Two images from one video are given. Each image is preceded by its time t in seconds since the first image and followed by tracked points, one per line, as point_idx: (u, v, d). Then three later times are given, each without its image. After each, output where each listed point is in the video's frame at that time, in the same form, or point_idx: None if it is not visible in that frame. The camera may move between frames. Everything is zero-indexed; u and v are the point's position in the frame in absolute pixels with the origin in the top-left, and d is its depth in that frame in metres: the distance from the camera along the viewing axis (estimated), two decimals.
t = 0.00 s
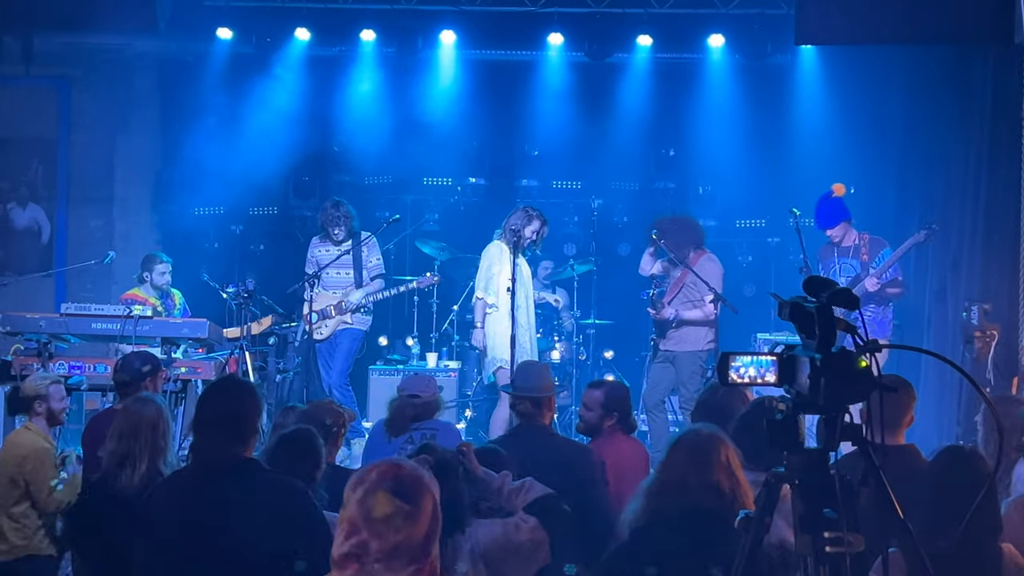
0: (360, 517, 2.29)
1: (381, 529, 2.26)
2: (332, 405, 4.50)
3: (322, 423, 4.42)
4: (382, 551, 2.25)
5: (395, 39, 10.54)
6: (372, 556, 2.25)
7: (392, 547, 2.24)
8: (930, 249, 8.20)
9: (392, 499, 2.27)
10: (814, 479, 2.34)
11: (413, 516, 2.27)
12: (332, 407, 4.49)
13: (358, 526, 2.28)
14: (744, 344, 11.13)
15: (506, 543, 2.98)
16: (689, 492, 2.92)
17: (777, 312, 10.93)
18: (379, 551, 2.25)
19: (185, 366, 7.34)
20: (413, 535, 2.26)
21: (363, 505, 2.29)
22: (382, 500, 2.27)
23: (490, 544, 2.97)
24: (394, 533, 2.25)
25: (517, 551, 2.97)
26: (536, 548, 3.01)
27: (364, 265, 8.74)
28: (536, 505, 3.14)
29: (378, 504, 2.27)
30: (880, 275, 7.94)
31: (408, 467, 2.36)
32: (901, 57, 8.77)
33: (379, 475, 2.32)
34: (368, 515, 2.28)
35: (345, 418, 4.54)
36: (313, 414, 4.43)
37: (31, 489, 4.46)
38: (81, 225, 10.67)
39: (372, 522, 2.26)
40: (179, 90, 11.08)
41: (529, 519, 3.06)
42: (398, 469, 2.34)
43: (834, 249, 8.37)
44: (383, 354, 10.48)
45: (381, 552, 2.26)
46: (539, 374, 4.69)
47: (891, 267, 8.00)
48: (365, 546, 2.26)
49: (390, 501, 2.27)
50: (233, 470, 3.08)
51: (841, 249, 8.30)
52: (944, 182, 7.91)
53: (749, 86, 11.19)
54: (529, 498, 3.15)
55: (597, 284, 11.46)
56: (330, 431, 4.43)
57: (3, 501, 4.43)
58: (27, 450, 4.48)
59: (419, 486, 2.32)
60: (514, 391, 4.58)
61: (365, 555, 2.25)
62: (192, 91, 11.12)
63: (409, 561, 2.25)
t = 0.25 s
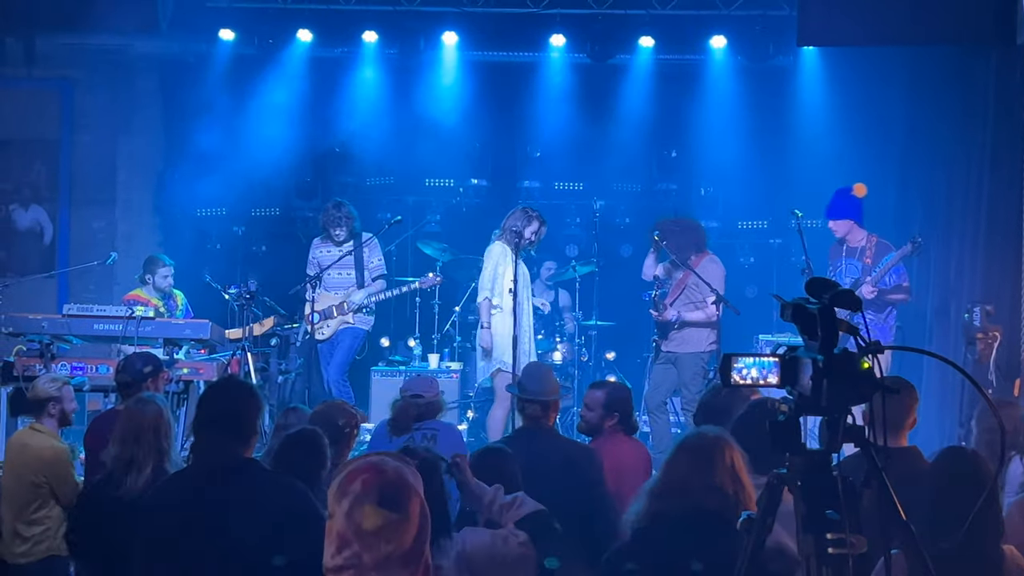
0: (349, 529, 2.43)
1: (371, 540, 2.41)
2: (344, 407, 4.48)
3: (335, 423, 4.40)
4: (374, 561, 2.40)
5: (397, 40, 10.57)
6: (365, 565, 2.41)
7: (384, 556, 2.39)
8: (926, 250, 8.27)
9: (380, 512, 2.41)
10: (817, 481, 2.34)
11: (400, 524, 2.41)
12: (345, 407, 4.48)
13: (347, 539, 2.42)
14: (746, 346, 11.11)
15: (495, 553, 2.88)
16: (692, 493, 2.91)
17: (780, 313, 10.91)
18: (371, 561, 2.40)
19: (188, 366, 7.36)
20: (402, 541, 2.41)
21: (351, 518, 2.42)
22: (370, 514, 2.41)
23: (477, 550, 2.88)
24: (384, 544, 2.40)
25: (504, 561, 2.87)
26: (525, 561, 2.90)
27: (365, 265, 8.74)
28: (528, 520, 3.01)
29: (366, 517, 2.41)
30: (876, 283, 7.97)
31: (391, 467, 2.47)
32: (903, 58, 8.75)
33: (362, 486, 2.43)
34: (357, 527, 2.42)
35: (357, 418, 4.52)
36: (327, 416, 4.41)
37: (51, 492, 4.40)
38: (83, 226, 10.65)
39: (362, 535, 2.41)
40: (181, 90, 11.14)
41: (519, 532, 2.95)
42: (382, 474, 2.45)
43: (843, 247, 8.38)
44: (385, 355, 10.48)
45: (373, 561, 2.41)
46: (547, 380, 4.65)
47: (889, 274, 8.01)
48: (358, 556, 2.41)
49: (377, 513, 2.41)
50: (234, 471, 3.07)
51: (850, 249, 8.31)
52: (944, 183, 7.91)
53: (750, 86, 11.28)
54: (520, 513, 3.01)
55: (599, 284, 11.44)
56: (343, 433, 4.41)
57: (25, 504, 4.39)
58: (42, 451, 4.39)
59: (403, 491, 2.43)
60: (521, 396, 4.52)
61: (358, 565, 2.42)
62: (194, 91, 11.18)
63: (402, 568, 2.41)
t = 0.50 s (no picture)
0: (345, 534, 2.21)
1: (368, 545, 2.19)
2: (350, 407, 4.49)
3: (342, 423, 4.40)
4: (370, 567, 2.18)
5: (399, 42, 10.56)
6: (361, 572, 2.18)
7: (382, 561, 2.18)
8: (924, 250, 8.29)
9: (377, 515, 2.19)
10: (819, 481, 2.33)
11: (399, 526, 2.20)
12: (354, 409, 4.49)
13: (343, 544, 2.21)
14: (748, 346, 11.11)
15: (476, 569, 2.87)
16: (689, 494, 2.91)
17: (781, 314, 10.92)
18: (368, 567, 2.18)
19: (189, 367, 7.38)
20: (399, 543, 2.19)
21: (348, 521, 2.21)
22: (367, 517, 2.19)
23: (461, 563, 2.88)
24: (382, 548, 2.19)
25: None
26: None
27: (366, 266, 8.73)
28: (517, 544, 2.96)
29: (362, 520, 2.19)
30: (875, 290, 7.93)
31: (386, 469, 2.26)
32: (905, 58, 8.74)
33: (358, 488, 2.21)
34: (353, 531, 2.20)
35: (365, 420, 4.53)
36: (336, 416, 4.43)
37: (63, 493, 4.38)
38: (85, 227, 10.67)
39: (358, 540, 2.19)
40: (182, 91, 11.09)
41: (507, 552, 2.91)
42: (377, 477, 2.23)
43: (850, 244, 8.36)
44: (386, 355, 10.49)
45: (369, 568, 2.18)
46: (552, 381, 4.68)
47: (892, 280, 7.93)
48: (354, 563, 2.19)
49: (375, 515, 2.19)
50: (234, 472, 3.07)
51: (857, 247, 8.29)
52: (945, 184, 7.92)
53: (754, 92, 11.12)
54: (513, 535, 2.97)
55: (600, 285, 11.46)
56: (349, 433, 4.41)
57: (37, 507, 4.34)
58: (59, 452, 4.37)
59: (400, 493, 2.21)
60: (528, 395, 4.53)
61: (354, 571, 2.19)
62: (195, 92, 11.13)
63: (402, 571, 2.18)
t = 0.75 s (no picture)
0: (345, 533, 2.19)
1: (368, 543, 2.17)
2: (351, 407, 4.48)
3: (344, 422, 4.40)
4: (370, 565, 2.15)
5: (400, 41, 10.57)
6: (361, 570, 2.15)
7: (382, 560, 2.16)
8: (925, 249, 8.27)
9: (378, 512, 2.18)
10: (819, 481, 2.33)
11: (399, 524, 2.17)
12: (356, 409, 4.48)
13: (344, 543, 2.18)
14: (749, 346, 11.09)
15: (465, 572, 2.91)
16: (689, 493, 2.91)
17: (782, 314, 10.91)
18: (368, 565, 2.15)
19: (190, 367, 7.35)
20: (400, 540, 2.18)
21: (348, 520, 2.19)
22: (367, 514, 2.17)
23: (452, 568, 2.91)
24: (382, 546, 2.17)
25: None
26: None
27: (367, 266, 8.74)
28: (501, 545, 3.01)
29: (363, 518, 2.17)
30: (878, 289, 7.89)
31: (386, 471, 2.25)
32: (906, 58, 8.73)
33: (358, 487, 2.20)
34: (353, 530, 2.18)
35: (367, 420, 4.52)
36: (338, 416, 4.43)
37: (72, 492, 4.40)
38: (87, 227, 10.69)
39: (358, 537, 2.17)
40: (183, 91, 11.08)
41: (492, 555, 2.96)
42: (376, 477, 2.23)
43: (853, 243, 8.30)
44: (387, 355, 10.49)
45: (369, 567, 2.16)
46: (557, 382, 4.68)
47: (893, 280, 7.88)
48: (354, 561, 2.16)
49: (375, 512, 2.18)
50: (235, 471, 3.08)
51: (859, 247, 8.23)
52: (946, 184, 7.92)
53: (755, 90, 11.17)
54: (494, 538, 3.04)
55: (602, 285, 11.44)
56: (351, 433, 4.41)
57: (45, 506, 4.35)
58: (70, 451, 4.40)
59: (400, 492, 2.20)
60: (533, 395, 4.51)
61: (354, 570, 2.17)
62: (196, 93, 11.12)
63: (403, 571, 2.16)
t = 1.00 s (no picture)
0: (345, 527, 2.19)
1: (369, 538, 2.17)
2: (345, 407, 4.47)
3: (341, 423, 4.40)
4: (370, 561, 2.16)
5: (400, 41, 10.57)
6: (360, 565, 2.16)
7: (381, 555, 2.16)
8: (923, 249, 8.27)
9: (379, 507, 2.18)
10: (819, 481, 2.33)
11: (400, 520, 2.18)
12: (351, 409, 4.48)
13: (344, 537, 2.19)
14: (749, 346, 11.09)
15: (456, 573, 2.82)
16: (688, 493, 2.92)
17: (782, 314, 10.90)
18: (367, 560, 2.16)
19: (190, 366, 7.34)
20: (399, 537, 2.18)
21: (349, 514, 2.20)
22: (368, 508, 2.18)
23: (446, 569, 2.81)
24: (382, 541, 2.17)
25: None
26: None
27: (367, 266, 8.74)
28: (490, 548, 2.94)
29: (364, 512, 2.18)
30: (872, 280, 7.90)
31: (389, 470, 2.27)
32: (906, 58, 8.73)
33: (361, 483, 2.22)
34: (354, 524, 2.18)
35: (363, 419, 4.53)
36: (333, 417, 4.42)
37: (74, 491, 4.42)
38: (87, 227, 10.69)
39: (358, 531, 2.17)
40: (183, 91, 11.06)
41: (479, 557, 2.87)
42: (379, 475, 2.24)
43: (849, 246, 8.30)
44: (387, 355, 10.49)
45: (368, 563, 2.16)
46: (559, 376, 4.63)
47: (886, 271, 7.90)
48: (353, 555, 2.17)
49: (376, 507, 2.18)
50: (238, 470, 3.09)
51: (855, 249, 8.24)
52: (946, 185, 7.92)
53: (755, 90, 11.17)
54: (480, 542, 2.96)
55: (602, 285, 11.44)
56: (348, 433, 4.41)
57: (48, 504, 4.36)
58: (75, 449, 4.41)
59: (402, 489, 2.22)
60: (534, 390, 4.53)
61: (353, 565, 2.17)
62: (196, 92, 11.11)
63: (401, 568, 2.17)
